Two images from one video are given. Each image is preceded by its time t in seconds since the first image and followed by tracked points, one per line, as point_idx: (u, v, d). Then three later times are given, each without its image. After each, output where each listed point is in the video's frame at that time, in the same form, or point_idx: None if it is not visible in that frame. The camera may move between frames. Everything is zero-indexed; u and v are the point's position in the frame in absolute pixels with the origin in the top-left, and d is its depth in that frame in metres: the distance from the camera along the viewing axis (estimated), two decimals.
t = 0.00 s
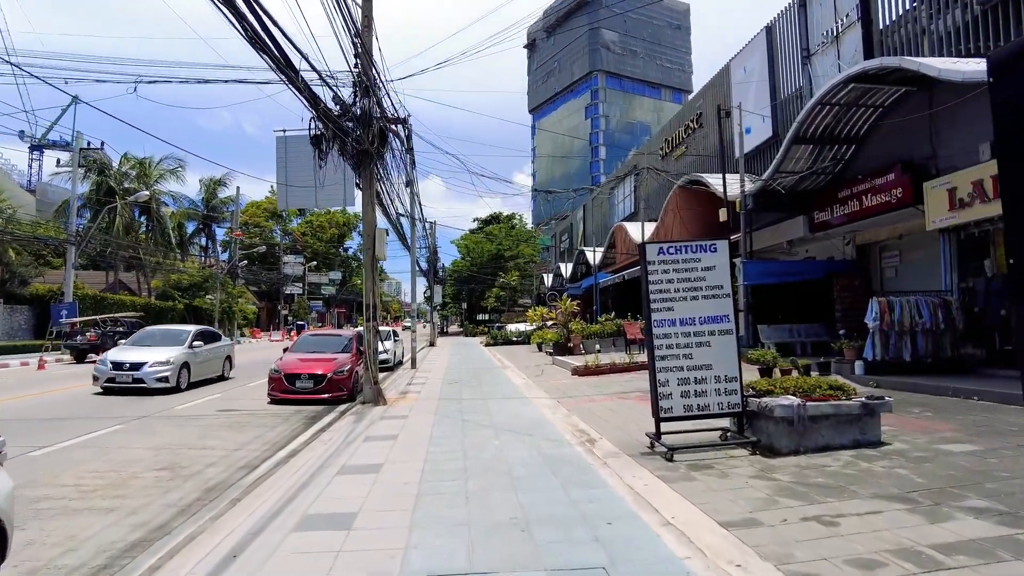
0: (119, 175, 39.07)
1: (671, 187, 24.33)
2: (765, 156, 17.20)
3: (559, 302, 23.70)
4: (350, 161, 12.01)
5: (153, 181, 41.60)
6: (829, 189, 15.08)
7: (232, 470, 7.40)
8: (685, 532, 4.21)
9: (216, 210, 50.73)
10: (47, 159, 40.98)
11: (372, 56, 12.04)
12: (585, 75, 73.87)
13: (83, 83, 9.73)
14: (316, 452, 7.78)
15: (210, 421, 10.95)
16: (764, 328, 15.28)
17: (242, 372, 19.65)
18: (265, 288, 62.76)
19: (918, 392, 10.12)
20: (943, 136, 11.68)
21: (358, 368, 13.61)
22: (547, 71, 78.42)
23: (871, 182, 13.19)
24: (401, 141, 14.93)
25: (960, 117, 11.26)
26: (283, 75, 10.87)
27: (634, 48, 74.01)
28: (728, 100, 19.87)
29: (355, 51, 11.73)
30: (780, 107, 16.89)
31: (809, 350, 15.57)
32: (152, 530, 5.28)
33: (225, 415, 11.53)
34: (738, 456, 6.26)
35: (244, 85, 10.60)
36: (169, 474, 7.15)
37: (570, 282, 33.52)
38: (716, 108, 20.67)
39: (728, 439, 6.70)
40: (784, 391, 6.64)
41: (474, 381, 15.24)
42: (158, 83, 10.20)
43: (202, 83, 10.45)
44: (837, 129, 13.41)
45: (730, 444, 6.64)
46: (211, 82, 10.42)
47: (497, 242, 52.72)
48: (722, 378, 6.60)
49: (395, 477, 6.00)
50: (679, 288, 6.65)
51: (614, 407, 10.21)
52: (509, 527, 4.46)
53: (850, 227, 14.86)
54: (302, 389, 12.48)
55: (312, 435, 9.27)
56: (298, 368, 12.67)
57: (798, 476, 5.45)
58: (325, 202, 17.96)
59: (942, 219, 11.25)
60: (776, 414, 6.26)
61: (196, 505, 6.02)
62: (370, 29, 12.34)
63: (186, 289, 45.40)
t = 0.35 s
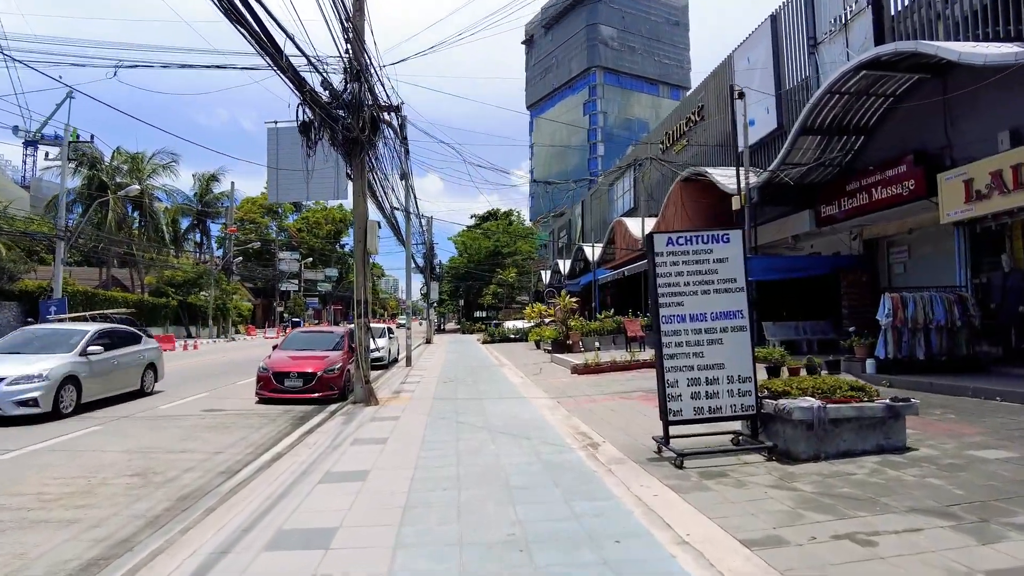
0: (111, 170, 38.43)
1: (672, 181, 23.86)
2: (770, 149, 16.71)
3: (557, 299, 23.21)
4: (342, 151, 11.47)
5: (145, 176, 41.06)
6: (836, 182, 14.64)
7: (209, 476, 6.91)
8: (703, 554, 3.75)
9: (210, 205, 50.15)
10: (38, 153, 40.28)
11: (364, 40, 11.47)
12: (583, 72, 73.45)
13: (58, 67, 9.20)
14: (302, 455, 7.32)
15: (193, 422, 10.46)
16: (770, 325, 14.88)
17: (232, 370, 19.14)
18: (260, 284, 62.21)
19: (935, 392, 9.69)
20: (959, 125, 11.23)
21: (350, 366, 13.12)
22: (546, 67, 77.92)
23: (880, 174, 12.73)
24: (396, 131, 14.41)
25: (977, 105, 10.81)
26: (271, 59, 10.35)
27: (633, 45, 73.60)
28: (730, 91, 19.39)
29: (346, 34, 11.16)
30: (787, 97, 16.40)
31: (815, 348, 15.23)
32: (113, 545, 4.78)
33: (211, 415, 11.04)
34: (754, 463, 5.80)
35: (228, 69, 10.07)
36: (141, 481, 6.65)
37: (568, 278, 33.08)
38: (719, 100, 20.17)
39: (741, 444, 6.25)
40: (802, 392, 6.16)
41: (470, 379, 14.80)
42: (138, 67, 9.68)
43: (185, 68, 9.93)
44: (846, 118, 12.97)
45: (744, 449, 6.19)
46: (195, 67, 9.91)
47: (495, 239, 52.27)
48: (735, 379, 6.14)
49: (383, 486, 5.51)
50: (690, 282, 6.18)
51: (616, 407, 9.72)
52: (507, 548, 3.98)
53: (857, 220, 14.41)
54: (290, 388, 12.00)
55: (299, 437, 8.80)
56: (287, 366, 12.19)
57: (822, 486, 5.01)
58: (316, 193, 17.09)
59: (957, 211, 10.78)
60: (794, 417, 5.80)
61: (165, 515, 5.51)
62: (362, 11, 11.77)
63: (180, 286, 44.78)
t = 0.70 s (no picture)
0: (104, 168, 37.86)
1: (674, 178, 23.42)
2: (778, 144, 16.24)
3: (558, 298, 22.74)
4: (335, 144, 10.98)
5: (140, 174, 40.58)
6: (846, 178, 14.16)
7: (190, 490, 6.40)
8: None
9: (207, 203, 49.65)
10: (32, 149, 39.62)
11: (358, 27, 10.97)
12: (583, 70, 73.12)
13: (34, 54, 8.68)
14: (290, 466, 6.83)
15: (180, 427, 9.96)
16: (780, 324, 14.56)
17: (224, 372, 18.63)
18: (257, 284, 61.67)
19: (956, 395, 9.25)
20: (979, 117, 10.75)
21: (345, 369, 12.65)
22: (545, 65, 77.54)
23: (894, 169, 12.25)
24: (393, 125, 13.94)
25: (999, 96, 10.33)
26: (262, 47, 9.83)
27: (632, 43, 73.26)
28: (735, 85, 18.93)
29: (339, 21, 10.66)
30: (795, 91, 15.93)
31: (825, 349, 14.72)
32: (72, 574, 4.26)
33: (199, 420, 10.54)
34: (778, 478, 5.33)
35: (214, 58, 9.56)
36: (115, 495, 6.13)
37: (568, 277, 32.64)
38: (724, 95, 19.71)
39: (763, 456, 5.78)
40: (828, 401, 5.70)
41: (470, 381, 14.35)
42: (121, 55, 9.17)
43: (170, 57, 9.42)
44: (858, 111, 12.49)
45: (766, 462, 5.72)
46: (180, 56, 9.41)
47: (494, 238, 51.85)
48: (756, 386, 5.67)
49: (373, 506, 5.01)
50: (707, 281, 5.71)
51: (622, 412, 9.24)
52: None
53: (868, 218, 13.94)
54: (282, 391, 11.55)
55: (289, 444, 8.32)
56: (278, 369, 11.73)
57: (859, 505, 4.53)
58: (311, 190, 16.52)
59: (978, 207, 10.29)
60: (822, 428, 5.31)
61: (136, 535, 5.00)
62: None
63: (176, 284, 44.21)
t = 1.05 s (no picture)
0: (101, 165, 37.37)
1: (680, 175, 22.96)
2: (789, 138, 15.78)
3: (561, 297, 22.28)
4: (332, 134, 10.51)
5: (137, 171, 40.18)
6: (861, 173, 13.69)
7: (172, 501, 5.91)
8: None
9: (205, 201, 49.20)
10: (28, 146, 39.19)
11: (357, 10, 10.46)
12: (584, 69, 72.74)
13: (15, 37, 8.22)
14: (281, 474, 6.35)
15: (169, 430, 9.48)
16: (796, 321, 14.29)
17: (219, 373, 18.17)
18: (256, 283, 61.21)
19: (984, 399, 8.80)
20: (1005, 108, 10.29)
21: (342, 369, 12.18)
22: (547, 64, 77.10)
23: (914, 163, 11.79)
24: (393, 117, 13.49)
25: None
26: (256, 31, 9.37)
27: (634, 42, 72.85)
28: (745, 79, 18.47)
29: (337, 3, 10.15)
30: (807, 84, 15.46)
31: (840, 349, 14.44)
32: None
33: (189, 423, 10.07)
34: (813, 492, 4.86)
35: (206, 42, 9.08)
36: (90, 507, 5.64)
37: (570, 276, 32.18)
38: (732, 89, 19.24)
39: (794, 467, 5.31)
40: (866, 406, 5.21)
41: (471, 382, 13.89)
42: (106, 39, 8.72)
43: (159, 41, 8.97)
44: (876, 102, 12.03)
45: (798, 473, 5.24)
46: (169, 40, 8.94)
47: (495, 237, 51.43)
48: (787, 390, 5.20)
49: (369, 523, 4.53)
50: (735, 277, 5.24)
51: (633, 416, 8.77)
52: None
53: (885, 214, 13.47)
54: (276, 393, 11.07)
55: (282, 450, 7.86)
56: (273, 370, 11.25)
57: (912, 525, 4.06)
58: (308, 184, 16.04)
59: (1006, 201, 9.82)
60: (863, 437, 4.78)
61: (107, 554, 4.51)
62: None
63: (173, 283, 43.65)
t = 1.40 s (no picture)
0: (97, 160, 36.84)
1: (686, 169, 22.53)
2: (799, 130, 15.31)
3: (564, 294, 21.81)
4: (328, 121, 10.05)
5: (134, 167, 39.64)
6: (875, 165, 13.22)
7: (148, 511, 5.44)
8: None
9: (203, 198, 48.67)
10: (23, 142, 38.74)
11: None
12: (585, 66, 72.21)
13: None
14: (268, 482, 5.89)
15: (155, 433, 9.03)
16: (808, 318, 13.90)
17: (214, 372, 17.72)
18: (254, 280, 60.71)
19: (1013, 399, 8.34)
20: None
21: (338, 368, 11.72)
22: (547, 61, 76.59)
23: (933, 154, 11.31)
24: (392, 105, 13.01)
25: None
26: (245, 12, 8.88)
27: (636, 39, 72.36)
28: (753, 69, 17.99)
29: None
30: (819, 73, 14.97)
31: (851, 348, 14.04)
32: None
33: (177, 424, 9.62)
34: (852, 505, 4.40)
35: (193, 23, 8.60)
36: (58, 520, 5.17)
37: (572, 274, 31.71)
38: (740, 80, 18.75)
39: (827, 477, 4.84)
40: (908, 410, 4.74)
41: (471, 382, 13.44)
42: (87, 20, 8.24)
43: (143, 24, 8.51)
44: (894, 91, 11.57)
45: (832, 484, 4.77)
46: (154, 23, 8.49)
47: (495, 235, 50.93)
48: (820, 392, 4.74)
49: (360, 542, 4.07)
50: (764, 268, 4.77)
51: (642, 418, 8.32)
52: None
53: (900, 208, 12.98)
54: (269, 392, 10.62)
55: (272, 453, 7.39)
56: (266, 369, 10.78)
57: (971, 546, 3.60)
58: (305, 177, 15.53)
59: None
60: (907, 445, 4.34)
61: None
62: None
63: (170, 281, 43.02)
